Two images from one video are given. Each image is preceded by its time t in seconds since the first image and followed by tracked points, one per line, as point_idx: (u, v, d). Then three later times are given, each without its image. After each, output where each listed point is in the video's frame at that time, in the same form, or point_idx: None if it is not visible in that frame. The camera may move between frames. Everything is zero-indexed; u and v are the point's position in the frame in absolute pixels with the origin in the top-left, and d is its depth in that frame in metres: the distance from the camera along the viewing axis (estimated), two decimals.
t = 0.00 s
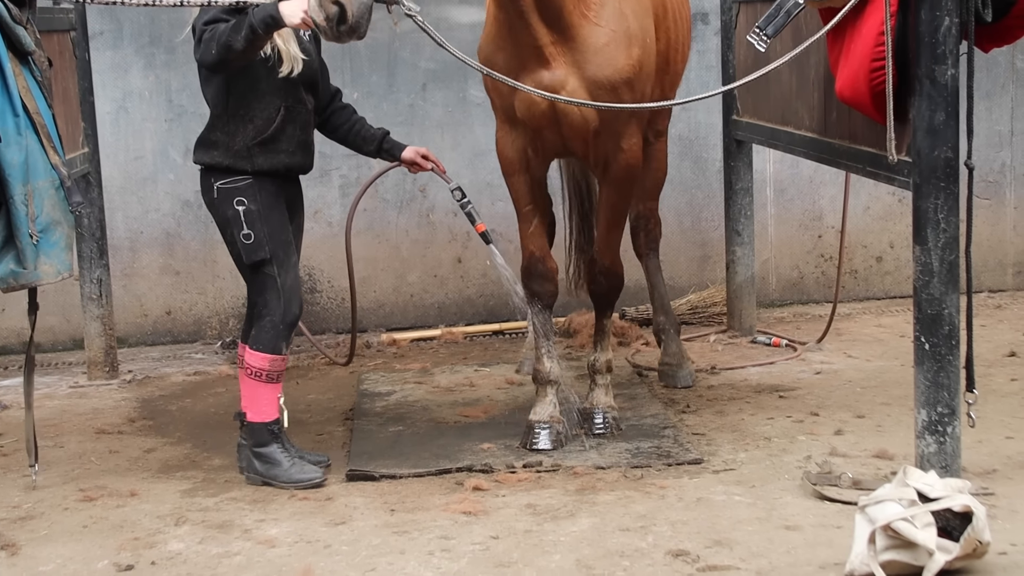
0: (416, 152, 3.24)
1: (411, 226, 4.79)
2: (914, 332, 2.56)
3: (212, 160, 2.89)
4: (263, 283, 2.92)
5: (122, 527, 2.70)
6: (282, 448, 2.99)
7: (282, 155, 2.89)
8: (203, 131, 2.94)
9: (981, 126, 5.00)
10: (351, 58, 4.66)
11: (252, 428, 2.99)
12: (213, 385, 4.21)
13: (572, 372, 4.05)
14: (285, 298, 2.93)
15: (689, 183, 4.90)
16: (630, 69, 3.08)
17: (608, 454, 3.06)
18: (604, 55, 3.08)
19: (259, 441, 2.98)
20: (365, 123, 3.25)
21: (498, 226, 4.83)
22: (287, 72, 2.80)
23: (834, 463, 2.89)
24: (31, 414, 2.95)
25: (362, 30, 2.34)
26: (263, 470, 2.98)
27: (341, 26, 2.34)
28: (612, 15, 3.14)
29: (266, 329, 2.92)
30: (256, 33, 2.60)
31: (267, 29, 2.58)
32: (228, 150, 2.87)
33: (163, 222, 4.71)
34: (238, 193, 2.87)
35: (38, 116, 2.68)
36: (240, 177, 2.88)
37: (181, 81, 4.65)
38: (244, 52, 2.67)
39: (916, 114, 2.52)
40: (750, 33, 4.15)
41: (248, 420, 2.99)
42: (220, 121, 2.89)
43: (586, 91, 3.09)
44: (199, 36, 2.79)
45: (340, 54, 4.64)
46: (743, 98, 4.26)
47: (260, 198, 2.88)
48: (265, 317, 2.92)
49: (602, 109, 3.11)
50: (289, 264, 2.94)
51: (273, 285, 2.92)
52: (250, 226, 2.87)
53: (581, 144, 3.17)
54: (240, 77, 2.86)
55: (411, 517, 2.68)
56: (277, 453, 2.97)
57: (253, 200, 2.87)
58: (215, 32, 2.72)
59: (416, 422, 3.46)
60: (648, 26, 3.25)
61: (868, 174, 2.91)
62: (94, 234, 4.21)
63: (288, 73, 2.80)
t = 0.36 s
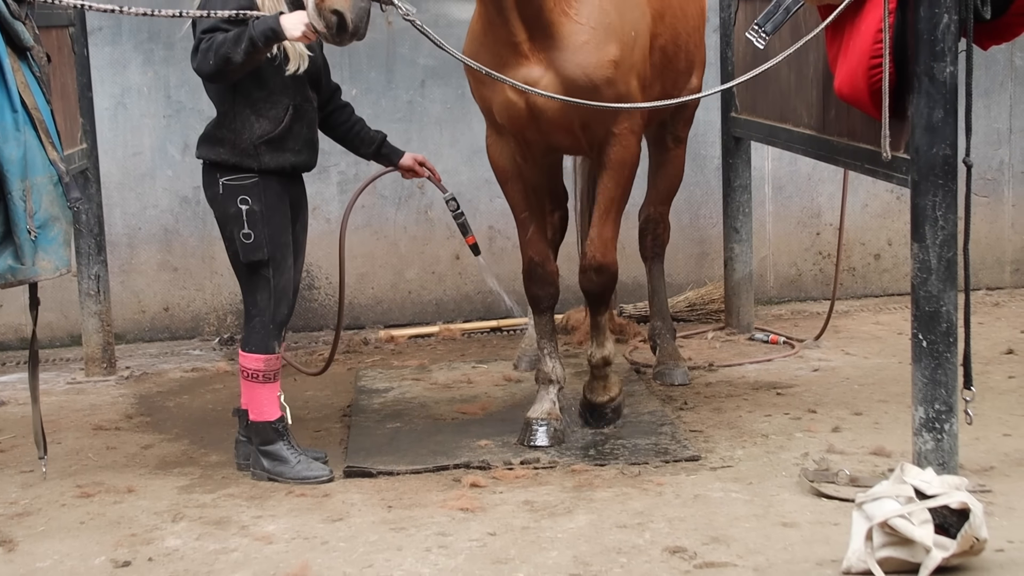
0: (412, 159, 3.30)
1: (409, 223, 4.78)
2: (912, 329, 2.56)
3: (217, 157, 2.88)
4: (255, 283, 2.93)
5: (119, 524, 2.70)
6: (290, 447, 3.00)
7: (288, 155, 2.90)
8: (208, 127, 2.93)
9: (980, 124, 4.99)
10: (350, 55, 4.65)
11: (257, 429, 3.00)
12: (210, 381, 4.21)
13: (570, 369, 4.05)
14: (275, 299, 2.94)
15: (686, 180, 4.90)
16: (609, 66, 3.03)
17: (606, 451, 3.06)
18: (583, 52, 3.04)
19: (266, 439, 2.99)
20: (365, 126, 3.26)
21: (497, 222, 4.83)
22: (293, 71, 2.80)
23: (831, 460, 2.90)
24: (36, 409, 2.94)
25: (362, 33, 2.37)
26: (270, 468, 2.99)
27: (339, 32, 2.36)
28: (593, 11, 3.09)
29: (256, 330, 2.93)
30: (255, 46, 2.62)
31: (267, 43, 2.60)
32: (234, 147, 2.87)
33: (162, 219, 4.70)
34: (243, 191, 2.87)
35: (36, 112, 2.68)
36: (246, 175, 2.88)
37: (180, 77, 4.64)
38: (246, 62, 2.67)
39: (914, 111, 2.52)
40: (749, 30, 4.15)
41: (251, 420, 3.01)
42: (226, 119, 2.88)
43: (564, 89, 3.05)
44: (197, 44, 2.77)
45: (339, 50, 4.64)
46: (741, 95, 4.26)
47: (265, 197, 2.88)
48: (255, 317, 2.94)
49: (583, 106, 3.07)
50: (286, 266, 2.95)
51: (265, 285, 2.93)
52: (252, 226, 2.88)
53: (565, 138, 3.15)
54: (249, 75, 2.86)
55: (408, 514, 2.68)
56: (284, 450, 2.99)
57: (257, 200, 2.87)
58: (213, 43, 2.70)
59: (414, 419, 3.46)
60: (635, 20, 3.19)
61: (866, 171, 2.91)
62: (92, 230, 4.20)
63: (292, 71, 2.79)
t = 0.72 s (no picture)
0: (409, 179, 3.30)
1: (406, 239, 4.78)
2: (910, 343, 2.56)
3: (213, 175, 2.88)
4: (247, 303, 2.93)
5: (117, 544, 2.69)
6: (288, 466, 3.00)
7: (285, 173, 2.90)
8: (205, 145, 2.93)
9: (975, 137, 5.01)
10: (346, 72, 4.66)
11: (254, 449, 2.99)
12: (208, 400, 4.20)
13: (569, 385, 4.04)
14: (267, 319, 2.95)
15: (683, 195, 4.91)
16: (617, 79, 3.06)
17: (605, 467, 3.05)
18: (591, 66, 3.07)
19: (263, 459, 2.99)
20: (362, 147, 3.26)
21: (493, 238, 4.83)
22: (293, 89, 2.81)
23: (831, 475, 2.89)
24: (54, 426, 2.99)
25: (365, 18, 2.40)
26: (268, 487, 2.99)
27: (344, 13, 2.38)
28: (600, 24, 3.11)
29: (247, 349, 2.94)
30: (252, 49, 2.62)
31: (264, 44, 2.62)
32: (231, 165, 2.87)
33: (158, 237, 4.70)
34: (239, 211, 2.88)
35: (33, 132, 2.68)
36: (243, 195, 2.88)
37: (176, 95, 4.64)
38: (243, 69, 2.67)
39: (911, 125, 2.52)
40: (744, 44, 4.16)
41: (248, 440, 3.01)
42: (224, 137, 2.88)
43: (573, 102, 3.09)
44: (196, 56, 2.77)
45: (335, 67, 4.65)
46: (737, 109, 4.26)
47: (260, 217, 2.89)
48: (246, 337, 2.94)
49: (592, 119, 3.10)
50: (278, 287, 2.95)
51: (258, 305, 2.93)
52: (246, 246, 2.88)
53: (574, 151, 3.18)
54: (246, 92, 2.86)
55: (407, 532, 2.67)
56: (282, 469, 2.99)
57: (252, 220, 2.88)
58: (211, 53, 2.69)
59: (413, 437, 3.45)
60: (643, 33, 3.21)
61: (863, 186, 2.91)
62: (89, 249, 4.20)
63: (292, 89, 2.81)
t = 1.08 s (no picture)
0: (405, 195, 3.28)
1: (403, 253, 4.79)
2: (907, 357, 2.56)
3: (209, 189, 2.88)
4: (243, 317, 2.93)
5: (113, 558, 2.68)
6: (285, 480, 3.00)
7: (281, 187, 2.90)
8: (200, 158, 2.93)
9: (971, 151, 5.03)
10: (343, 86, 4.67)
11: (252, 463, 2.99)
12: (205, 414, 4.19)
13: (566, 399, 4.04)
14: (263, 333, 2.95)
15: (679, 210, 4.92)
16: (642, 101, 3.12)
17: (602, 481, 3.05)
18: (617, 87, 3.12)
19: (259, 473, 2.99)
20: (358, 161, 3.26)
21: (490, 252, 4.83)
22: (290, 102, 2.83)
23: (828, 488, 2.89)
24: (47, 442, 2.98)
25: (401, 26, 2.51)
26: (265, 501, 2.98)
27: (383, 22, 2.48)
28: (626, 46, 3.16)
29: (242, 364, 2.94)
30: (260, 46, 2.62)
31: (270, 41, 2.62)
32: (226, 179, 2.87)
33: (155, 251, 4.70)
34: (234, 226, 2.88)
35: (29, 146, 2.69)
36: (238, 210, 2.89)
37: (172, 110, 4.65)
38: (248, 70, 2.66)
39: (907, 139, 2.53)
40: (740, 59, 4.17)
41: (244, 453, 3.01)
42: (220, 149, 2.87)
43: (599, 121, 3.12)
44: (199, 61, 2.76)
45: (332, 81, 4.66)
46: (733, 122, 4.28)
47: (255, 232, 2.89)
48: (242, 351, 2.94)
49: (616, 140, 3.15)
50: (274, 302, 2.96)
51: (253, 319, 2.93)
52: (242, 260, 2.88)
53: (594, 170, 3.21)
54: (244, 104, 2.86)
55: (404, 546, 2.66)
56: (279, 483, 2.98)
57: (248, 234, 2.88)
58: (217, 55, 2.69)
59: (409, 450, 3.45)
60: (663, 56, 3.26)
61: (859, 200, 2.92)
62: (85, 263, 4.20)
63: (290, 103, 2.83)
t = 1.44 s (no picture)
0: (400, 187, 3.33)
1: (396, 257, 4.79)
2: (898, 361, 2.57)
3: (204, 193, 2.88)
4: (236, 321, 2.94)
5: (105, 563, 2.68)
6: (278, 485, 2.99)
7: (275, 190, 2.91)
8: (194, 162, 2.93)
9: (963, 156, 5.04)
10: (337, 91, 4.67)
11: (245, 467, 2.99)
12: (197, 419, 4.19)
13: (558, 403, 4.04)
14: (256, 337, 2.96)
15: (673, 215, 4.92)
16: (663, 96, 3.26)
17: (594, 485, 3.05)
18: (640, 82, 3.25)
19: (252, 477, 2.99)
20: (349, 159, 3.29)
21: (484, 257, 4.84)
22: (283, 106, 2.84)
23: (820, 493, 2.89)
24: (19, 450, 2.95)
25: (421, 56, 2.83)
26: (258, 506, 2.98)
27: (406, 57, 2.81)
28: (649, 42, 3.29)
29: (236, 368, 2.94)
30: (275, 46, 2.63)
31: (282, 41, 2.64)
32: (222, 183, 2.88)
33: (148, 256, 4.70)
34: (229, 230, 2.88)
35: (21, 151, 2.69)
36: (233, 214, 2.89)
37: (166, 115, 4.65)
38: (259, 71, 2.66)
39: (898, 144, 2.54)
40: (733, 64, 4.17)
41: (237, 457, 3.01)
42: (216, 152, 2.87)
43: (622, 116, 3.26)
44: (204, 63, 2.74)
45: (325, 86, 4.66)
46: (725, 127, 4.29)
47: (250, 235, 2.89)
48: (236, 355, 2.95)
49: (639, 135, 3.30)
50: (268, 305, 2.96)
51: (247, 324, 2.94)
52: (236, 265, 2.88)
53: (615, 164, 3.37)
54: (240, 107, 2.85)
55: (396, 551, 2.66)
56: (271, 488, 2.98)
57: (243, 238, 2.88)
58: (226, 56, 2.68)
59: (402, 455, 3.45)
60: (683, 52, 3.40)
61: (851, 204, 2.93)
62: (78, 268, 4.19)
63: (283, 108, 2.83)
